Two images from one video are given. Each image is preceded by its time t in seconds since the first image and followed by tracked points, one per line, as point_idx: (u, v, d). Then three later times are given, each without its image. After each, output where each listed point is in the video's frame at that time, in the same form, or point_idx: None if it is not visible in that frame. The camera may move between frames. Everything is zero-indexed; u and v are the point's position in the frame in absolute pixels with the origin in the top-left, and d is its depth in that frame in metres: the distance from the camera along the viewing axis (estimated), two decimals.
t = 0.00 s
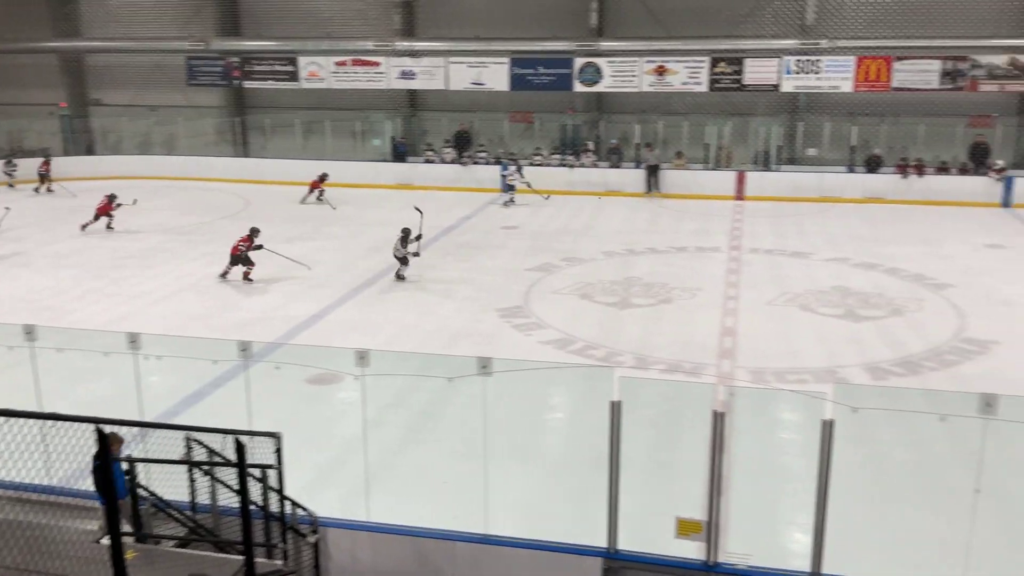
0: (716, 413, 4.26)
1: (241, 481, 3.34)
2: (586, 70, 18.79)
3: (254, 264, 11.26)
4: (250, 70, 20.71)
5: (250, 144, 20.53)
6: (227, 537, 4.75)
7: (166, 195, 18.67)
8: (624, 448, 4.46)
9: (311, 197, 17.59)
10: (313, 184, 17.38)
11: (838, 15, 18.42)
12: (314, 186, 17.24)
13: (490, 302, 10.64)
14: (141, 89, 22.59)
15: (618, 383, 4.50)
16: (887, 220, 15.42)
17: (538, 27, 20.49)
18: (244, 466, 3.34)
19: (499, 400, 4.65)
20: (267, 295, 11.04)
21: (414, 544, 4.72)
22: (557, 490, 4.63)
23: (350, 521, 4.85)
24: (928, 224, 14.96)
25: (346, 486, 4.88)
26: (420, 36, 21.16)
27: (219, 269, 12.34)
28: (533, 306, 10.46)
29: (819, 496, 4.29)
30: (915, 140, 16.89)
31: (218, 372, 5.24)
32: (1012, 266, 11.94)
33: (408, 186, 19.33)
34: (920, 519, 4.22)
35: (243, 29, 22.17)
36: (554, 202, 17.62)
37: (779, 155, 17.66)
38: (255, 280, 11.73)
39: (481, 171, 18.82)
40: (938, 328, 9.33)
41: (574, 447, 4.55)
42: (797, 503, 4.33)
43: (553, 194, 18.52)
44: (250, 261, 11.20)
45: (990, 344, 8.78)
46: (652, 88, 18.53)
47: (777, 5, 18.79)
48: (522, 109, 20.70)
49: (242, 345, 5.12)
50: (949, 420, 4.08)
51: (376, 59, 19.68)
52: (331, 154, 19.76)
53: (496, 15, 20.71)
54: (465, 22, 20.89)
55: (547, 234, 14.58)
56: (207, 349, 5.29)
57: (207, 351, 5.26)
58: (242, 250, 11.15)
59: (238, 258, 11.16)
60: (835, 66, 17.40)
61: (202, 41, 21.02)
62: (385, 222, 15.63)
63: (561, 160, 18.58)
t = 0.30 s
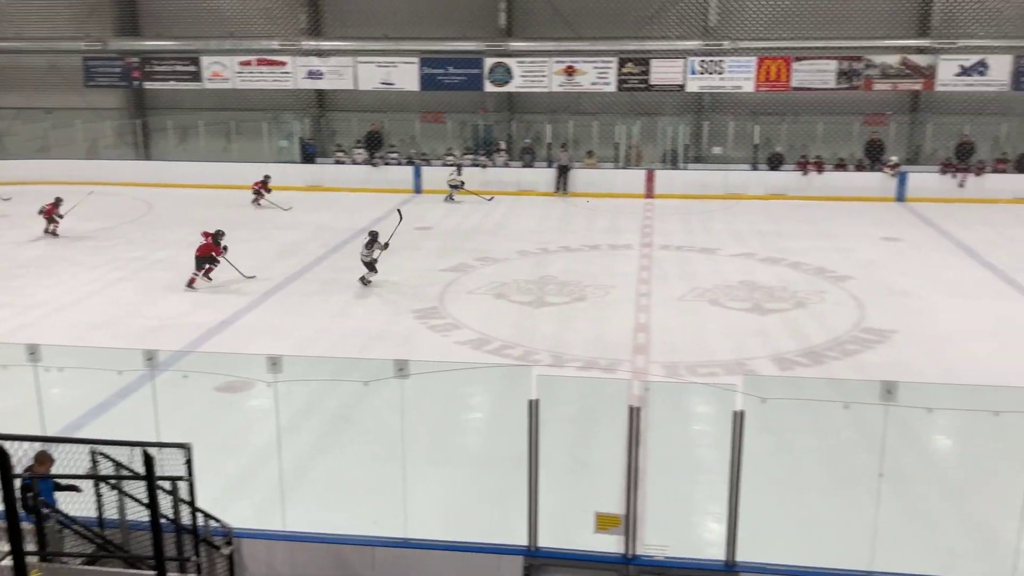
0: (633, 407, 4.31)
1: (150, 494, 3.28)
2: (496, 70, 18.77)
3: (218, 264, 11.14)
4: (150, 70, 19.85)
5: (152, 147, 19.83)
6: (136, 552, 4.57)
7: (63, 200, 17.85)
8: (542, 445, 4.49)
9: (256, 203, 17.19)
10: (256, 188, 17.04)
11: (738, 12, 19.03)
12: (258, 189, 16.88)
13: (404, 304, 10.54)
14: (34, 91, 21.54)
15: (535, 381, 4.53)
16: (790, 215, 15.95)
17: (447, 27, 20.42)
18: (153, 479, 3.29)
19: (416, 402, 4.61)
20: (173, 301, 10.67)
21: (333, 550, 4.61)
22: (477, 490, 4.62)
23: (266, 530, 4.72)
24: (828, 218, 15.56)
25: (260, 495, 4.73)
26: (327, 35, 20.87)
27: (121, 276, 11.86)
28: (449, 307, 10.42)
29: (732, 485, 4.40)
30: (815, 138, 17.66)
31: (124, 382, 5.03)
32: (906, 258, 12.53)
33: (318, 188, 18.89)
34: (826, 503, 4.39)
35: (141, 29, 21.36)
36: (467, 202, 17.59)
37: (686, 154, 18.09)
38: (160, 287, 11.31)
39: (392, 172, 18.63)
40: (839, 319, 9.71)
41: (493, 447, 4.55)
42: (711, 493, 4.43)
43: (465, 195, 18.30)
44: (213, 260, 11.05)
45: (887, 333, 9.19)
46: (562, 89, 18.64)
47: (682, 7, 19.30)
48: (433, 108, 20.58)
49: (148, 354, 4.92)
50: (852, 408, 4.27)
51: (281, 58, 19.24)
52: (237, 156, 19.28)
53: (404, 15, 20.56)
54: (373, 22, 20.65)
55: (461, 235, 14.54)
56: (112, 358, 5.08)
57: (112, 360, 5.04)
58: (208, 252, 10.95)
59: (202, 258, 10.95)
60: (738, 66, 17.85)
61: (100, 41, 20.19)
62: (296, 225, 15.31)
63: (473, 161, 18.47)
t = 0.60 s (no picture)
0: (547, 406, 4.35)
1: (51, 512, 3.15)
2: (403, 70, 18.64)
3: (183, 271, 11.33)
4: (41, 73, 18.90)
5: (45, 152, 18.93)
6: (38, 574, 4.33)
7: None
8: (456, 448, 4.47)
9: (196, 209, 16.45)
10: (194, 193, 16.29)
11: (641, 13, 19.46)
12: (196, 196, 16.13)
13: (315, 308, 10.36)
14: None
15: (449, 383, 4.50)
16: (694, 213, 16.36)
17: (351, 27, 20.15)
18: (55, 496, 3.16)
19: (328, 408, 4.52)
20: (70, 311, 10.21)
21: (243, 562, 4.54)
22: (392, 494, 4.57)
23: (173, 544, 4.60)
24: (730, 215, 16.03)
25: (168, 509, 4.60)
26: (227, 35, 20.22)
27: (12, 286, 11.28)
28: (361, 310, 10.28)
29: (646, 479, 4.47)
30: (717, 138, 17.98)
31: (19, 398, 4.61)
32: (805, 252, 13.01)
33: (221, 192, 18.51)
34: (736, 492, 4.52)
35: (31, 29, 20.37)
36: (376, 204, 17.42)
37: (595, 153, 18.22)
38: (57, 296, 10.81)
39: (298, 174, 18.28)
40: (743, 313, 10.01)
41: (407, 452, 4.51)
42: (625, 487, 4.49)
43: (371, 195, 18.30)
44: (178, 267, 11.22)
45: (788, 325, 9.52)
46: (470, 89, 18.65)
47: (587, 8, 19.62)
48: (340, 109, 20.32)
49: (45, 366, 4.55)
50: (758, 399, 4.40)
51: (180, 59, 18.63)
52: (136, 161, 18.57)
53: (307, 15, 20.17)
54: (275, 21, 20.22)
55: (372, 237, 14.39)
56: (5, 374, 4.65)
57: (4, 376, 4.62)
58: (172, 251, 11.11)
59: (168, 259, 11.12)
60: (641, 67, 18.20)
61: None
62: (200, 230, 14.86)
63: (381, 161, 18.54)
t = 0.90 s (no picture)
0: (458, 407, 4.35)
1: None
2: (301, 71, 18.14)
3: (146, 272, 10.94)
4: None
5: None
6: None
7: None
8: (367, 453, 4.40)
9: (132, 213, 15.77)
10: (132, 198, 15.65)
11: (540, 15, 19.58)
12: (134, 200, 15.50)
13: (214, 316, 10.03)
14: None
15: (357, 387, 4.40)
16: (598, 211, 16.60)
17: (247, 27, 19.65)
18: None
19: (233, 418, 4.35)
20: None
21: None
22: (301, 503, 4.46)
23: (72, 565, 4.38)
24: (633, 213, 16.31)
25: (63, 529, 4.37)
26: (116, 37, 19.36)
27: None
28: (263, 317, 10.02)
29: (557, 476, 4.51)
30: (617, 138, 18.48)
31: None
32: (705, 248, 13.35)
33: (113, 198, 17.60)
34: (645, 486, 4.60)
35: None
36: (277, 208, 17.02)
37: (498, 154, 18.39)
38: None
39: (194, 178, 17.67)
40: (648, 309, 10.20)
41: (315, 460, 4.41)
42: (535, 485, 4.52)
43: (272, 199, 17.75)
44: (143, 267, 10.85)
45: (691, 320, 9.76)
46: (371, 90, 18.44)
47: (487, 9, 19.66)
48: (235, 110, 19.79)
49: None
50: (664, 393, 4.47)
51: (66, 61, 17.76)
52: (20, 167, 17.52)
53: (200, 15, 19.55)
54: (165, 20, 19.46)
55: (274, 241, 14.04)
56: None
57: None
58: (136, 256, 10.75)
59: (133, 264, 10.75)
60: (542, 67, 18.33)
61: None
62: (90, 237, 14.20)
63: (280, 164, 18.05)
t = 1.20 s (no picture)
0: (386, 411, 4.27)
1: None
2: (217, 71, 17.75)
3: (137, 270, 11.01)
4: None
5: None
6: None
7: None
8: (294, 460, 4.31)
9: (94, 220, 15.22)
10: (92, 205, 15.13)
11: (462, 14, 19.59)
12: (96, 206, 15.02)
13: (131, 324, 9.69)
14: None
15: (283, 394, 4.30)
16: (524, 211, 16.66)
17: (161, 26, 19.05)
18: None
19: (155, 428, 4.22)
20: None
21: None
22: (227, 513, 4.35)
23: None
24: (558, 213, 16.43)
25: None
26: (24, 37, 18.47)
27: None
28: (183, 324, 9.72)
29: (486, 477, 4.50)
30: (541, 138, 18.51)
31: None
32: (629, 247, 13.52)
33: (21, 204, 16.83)
34: (576, 482, 4.62)
35: None
36: (195, 211, 16.56)
37: (422, 155, 18.33)
38: None
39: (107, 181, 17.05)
40: (575, 307, 10.28)
41: (239, 469, 4.28)
42: (466, 486, 4.50)
43: (190, 203, 17.23)
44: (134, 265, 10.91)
45: (618, 318, 9.87)
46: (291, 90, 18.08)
47: (408, 9, 19.49)
48: (149, 112, 19.13)
49: None
50: (593, 390, 4.48)
51: None
52: None
53: (111, 15, 18.80)
54: (77, 20, 18.61)
55: (193, 246, 13.65)
56: None
57: None
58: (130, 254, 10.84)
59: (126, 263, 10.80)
60: (464, 69, 18.33)
61: None
62: None
63: (197, 166, 17.64)
